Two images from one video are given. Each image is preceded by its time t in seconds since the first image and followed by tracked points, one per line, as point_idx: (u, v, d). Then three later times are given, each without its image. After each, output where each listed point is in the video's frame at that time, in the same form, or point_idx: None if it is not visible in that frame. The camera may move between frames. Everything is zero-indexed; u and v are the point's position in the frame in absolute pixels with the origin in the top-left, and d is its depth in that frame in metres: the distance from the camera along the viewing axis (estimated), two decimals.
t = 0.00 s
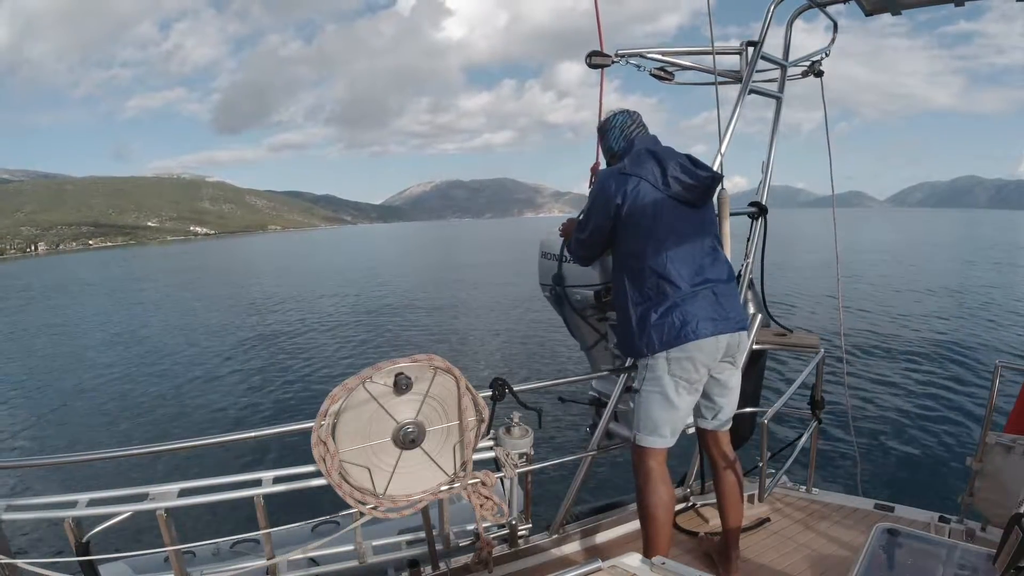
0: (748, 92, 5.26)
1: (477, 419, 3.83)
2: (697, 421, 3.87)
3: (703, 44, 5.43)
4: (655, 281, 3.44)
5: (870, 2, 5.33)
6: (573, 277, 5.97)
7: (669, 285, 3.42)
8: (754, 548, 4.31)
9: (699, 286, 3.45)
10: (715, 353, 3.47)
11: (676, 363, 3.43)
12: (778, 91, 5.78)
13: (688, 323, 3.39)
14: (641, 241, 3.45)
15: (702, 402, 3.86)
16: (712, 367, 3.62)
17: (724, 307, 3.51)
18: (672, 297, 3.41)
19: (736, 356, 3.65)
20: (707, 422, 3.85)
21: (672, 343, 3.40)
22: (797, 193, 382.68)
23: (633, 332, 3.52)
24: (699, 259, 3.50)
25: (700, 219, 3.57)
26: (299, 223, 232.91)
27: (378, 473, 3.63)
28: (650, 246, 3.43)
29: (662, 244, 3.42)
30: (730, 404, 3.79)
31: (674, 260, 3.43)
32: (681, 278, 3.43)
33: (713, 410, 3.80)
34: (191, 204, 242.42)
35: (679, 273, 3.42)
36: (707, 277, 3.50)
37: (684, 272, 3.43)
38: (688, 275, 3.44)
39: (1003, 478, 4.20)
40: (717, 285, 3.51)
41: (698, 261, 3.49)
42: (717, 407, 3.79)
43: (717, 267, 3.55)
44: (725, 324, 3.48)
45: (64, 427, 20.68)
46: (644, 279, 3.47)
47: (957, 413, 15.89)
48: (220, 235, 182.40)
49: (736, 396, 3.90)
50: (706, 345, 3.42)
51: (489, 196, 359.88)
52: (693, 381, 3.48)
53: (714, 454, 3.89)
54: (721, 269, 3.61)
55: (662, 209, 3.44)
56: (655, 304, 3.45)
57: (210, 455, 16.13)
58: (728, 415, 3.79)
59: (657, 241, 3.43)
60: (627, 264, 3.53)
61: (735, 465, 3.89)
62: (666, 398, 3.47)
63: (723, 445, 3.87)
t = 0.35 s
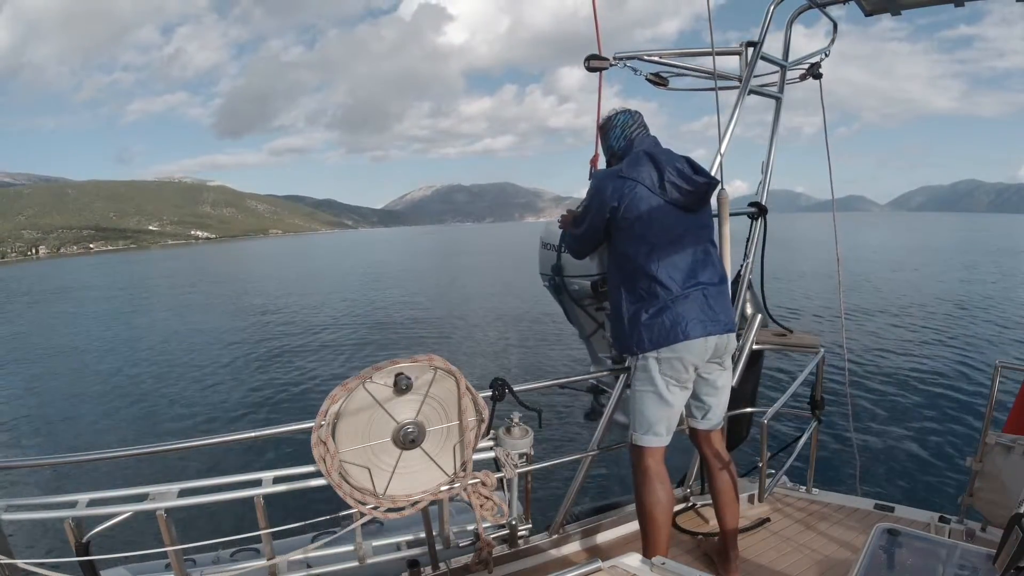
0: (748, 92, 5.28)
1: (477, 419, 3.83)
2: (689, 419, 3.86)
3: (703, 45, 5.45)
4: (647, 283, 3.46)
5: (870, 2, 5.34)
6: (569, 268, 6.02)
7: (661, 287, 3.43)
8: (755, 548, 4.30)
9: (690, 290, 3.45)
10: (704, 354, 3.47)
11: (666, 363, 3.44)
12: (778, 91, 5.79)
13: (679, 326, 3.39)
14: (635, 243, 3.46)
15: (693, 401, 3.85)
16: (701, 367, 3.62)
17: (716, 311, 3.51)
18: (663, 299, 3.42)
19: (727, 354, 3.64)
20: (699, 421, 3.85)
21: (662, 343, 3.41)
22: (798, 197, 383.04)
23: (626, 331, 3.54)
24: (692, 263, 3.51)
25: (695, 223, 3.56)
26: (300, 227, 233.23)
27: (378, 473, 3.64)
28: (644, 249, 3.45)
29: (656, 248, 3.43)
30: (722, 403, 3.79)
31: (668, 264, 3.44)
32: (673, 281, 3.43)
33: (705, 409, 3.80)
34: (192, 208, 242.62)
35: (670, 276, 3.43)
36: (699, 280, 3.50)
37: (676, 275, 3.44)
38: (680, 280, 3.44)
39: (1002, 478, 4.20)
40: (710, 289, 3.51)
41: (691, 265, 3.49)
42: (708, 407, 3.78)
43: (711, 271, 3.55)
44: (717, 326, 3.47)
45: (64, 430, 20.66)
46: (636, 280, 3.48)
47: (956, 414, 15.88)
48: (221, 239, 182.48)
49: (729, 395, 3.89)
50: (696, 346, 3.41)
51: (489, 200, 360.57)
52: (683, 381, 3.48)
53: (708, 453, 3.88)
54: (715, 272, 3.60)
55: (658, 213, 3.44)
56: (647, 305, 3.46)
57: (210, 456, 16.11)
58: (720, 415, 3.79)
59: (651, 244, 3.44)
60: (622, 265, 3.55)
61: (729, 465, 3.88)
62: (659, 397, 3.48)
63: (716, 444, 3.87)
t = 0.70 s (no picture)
0: (749, 92, 5.29)
1: (477, 419, 3.84)
2: (687, 420, 3.86)
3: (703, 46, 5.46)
4: (644, 282, 3.47)
5: (870, 2, 5.36)
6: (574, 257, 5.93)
7: (657, 286, 3.45)
8: (754, 548, 4.30)
9: (688, 289, 3.46)
10: (701, 354, 3.47)
11: (662, 363, 3.45)
12: (778, 92, 5.80)
13: (675, 326, 3.40)
14: (634, 243, 3.47)
15: (691, 402, 3.85)
16: (698, 367, 3.62)
17: (713, 311, 3.51)
18: (660, 298, 3.43)
19: (724, 355, 3.65)
20: (697, 422, 3.84)
21: (658, 343, 3.42)
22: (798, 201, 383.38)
23: (623, 331, 3.55)
24: (690, 263, 3.52)
25: (694, 222, 3.56)
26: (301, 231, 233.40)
27: (378, 473, 3.64)
28: (642, 248, 3.46)
29: (654, 247, 3.44)
30: (720, 404, 3.78)
31: (665, 264, 3.46)
32: (670, 279, 3.44)
33: (703, 410, 3.79)
34: (193, 211, 242.93)
35: (667, 276, 3.44)
36: (697, 279, 3.51)
37: (674, 275, 3.45)
38: (677, 280, 3.45)
39: (1002, 477, 4.19)
40: (706, 288, 3.52)
41: (688, 265, 3.50)
42: (706, 408, 3.77)
43: (708, 272, 3.57)
44: (713, 326, 3.48)
45: (64, 432, 20.66)
46: (634, 279, 3.50)
47: (957, 415, 15.87)
48: (222, 242, 182.63)
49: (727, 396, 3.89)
50: (692, 347, 3.42)
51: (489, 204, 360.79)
52: (680, 381, 3.50)
53: (707, 454, 3.87)
54: (713, 271, 3.61)
55: (657, 213, 3.45)
56: (644, 304, 3.47)
57: (210, 458, 16.11)
58: (718, 416, 3.79)
59: (649, 244, 3.45)
60: (620, 263, 3.55)
61: (728, 465, 3.88)
62: (655, 398, 3.49)
63: (715, 444, 3.87)
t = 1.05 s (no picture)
0: (749, 92, 5.30)
1: (477, 420, 3.84)
2: (684, 420, 3.85)
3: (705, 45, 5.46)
4: (640, 282, 3.48)
5: (869, 2, 5.37)
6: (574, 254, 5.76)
7: (653, 286, 3.45)
8: (754, 549, 4.29)
9: (684, 289, 3.46)
10: (697, 354, 3.47)
11: (658, 362, 3.45)
12: (778, 92, 5.81)
13: (671, 326, 3.40)
14: (631, 243, 3.47)
15: (688, 402, 3.84)
16: (695, 367, 3.62)
17: (710, 312, 3.52)
18: (656, 298, 3.44)
19: (720, 355, 3.64)
20: (694, 422, 3.84)
21: (654, 343, 3.42)
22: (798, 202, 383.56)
23: (619, 331, 3.55)
24: (686, 263, 3.52)
25: (691, 222, 3.55)
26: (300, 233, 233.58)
27: (378, 474, 3.64)
28: (639, 249, 3.45)
29: (650, 248, 3.45)
30: (717, 404, 3.78)
31: (661, 264, 3.45)
32: (666, 279, 3.45)
33: (699, 410, 3.79)
34: (193, 213, 243.24)
35: (664, 277, 3.45)
36: (692, 278, 3.51)
37: (670, 275, 3.45)
38: (673, 281, 3.46)
39: (1002, 477, 4.19)
40: (702, 288, 3.52)
41: (684, 265, 3.51)
42: (703, 408, 3.77)
43: (704, 272, 3.57)
44: (710, 327, 3.48)
45: (64, 433, 20.68)
46: (630, 279, 3.51)
47: (956, 415, 15.87)
48: (222, 244, 182.89)
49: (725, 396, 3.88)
50: (688, 347, 3.42)
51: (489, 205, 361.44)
52: (676, 382, 3.50)
53: (705, 455, 3.87)
54: (708, 271, 3.62)
55: (654, 213, 3.43)
56: (640, 305, 3.47)
57: (210, 458, 16.12)
58: (715, 417, 3.78)
59: (645, 245, 3.45)
60: (617, 263, 3.55)
61: (726, 465, 3.87)
62: (653, 397, 3.49)
63: (712, 445, 3.86)
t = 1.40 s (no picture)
0: (749, 93, 5.30)
1: (477, 420, 3.84)
2: (681, 421, 3.85)
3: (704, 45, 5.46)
4: (639, 285, 3.48)
5: (870, 1, 5.36)
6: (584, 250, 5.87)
7: (652, 288, 3.45)
8: (754, 549, 4.29)
9: (682, 292, 3.46)
10: (692, 356, 3.47)
11: (654, 364, 3.46)
12: (778, 92, 5.81)
13: (669, 329, 3.40)
14: (629, 246, 3.47)
15: (685, 403, 3.84)
16: (691, 369, 3.61)
17: (708, 315, 3.51)
18: (654, 301, 3.44)
19: (716, 356, 3.64)
20: (690, 423, 3.84)
21: (651, 346, 3.42)
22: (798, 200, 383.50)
23: (618, 333, 3.55)
24: (685, 265, 3.51)
25: (691, 222, 3.53)
26: (301, 233, 233.69)
27: (378, 474, 3.64)
28: (638, 251, 3.46)
29: (649, 250, 3.45)
30: (713, 406, 3.77)
31: (659, 266, 3.45)
32: (664, 282, 3.45)
33: (696, 412, 3.79)
34: (193, 214, 243.45)
35: (662, 279, 3.45)
36: (691, 280, 3.51)
37: (669, 278, 3.45)
38: (671, 284, 3.45)
39: (1002, 478, 4.18)
40: (701, 291, 3.52)
41: (683, 268, 3.50)
42: (699, 409, 3.77)
43: (703, 274, 3.56)
44: (707, 329, 3.48)
45: (65, 434, 20.69)
46: (629, 282, 3.51)
47: (958, 414, 15.83)
48: (222, 246, 182.95)
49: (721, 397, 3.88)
50: (683, 349, 3.42)
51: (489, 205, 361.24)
52: (671, 383, 3.51)
53: (702, 456, 3.86)
54: (708, 272, 3.62)
55: (654, 215, 3.42)
56: (639, 307, 3.48)
57: (210, 458, 16.13)
58: (712, 418, 3.78)
59: (644, 247, 3.45)
60: (616, 265, 3.55)
61: (722, 466, 3.87)
62: (647, 398, 3.51)
63: (709, 445, 3.86)
